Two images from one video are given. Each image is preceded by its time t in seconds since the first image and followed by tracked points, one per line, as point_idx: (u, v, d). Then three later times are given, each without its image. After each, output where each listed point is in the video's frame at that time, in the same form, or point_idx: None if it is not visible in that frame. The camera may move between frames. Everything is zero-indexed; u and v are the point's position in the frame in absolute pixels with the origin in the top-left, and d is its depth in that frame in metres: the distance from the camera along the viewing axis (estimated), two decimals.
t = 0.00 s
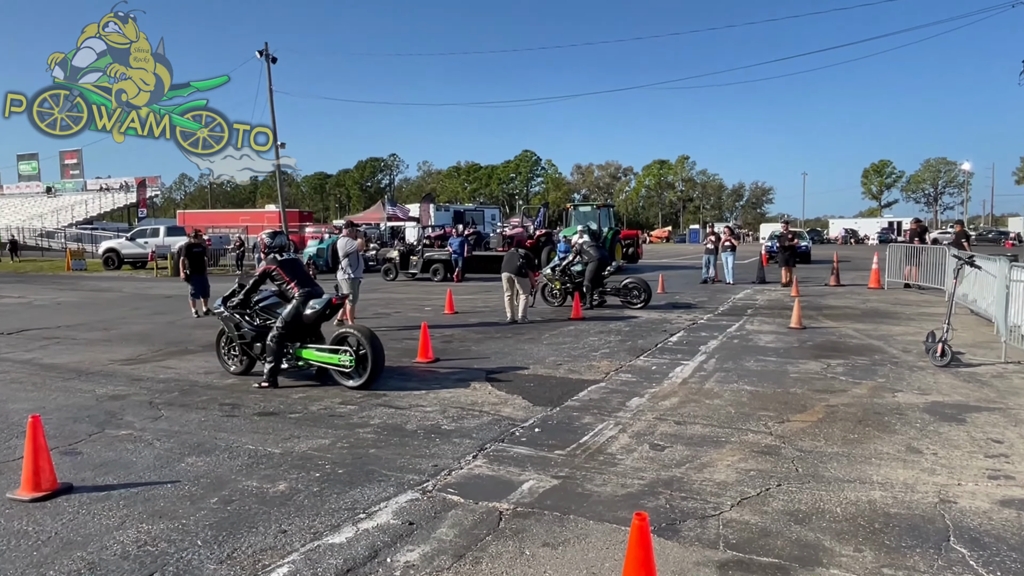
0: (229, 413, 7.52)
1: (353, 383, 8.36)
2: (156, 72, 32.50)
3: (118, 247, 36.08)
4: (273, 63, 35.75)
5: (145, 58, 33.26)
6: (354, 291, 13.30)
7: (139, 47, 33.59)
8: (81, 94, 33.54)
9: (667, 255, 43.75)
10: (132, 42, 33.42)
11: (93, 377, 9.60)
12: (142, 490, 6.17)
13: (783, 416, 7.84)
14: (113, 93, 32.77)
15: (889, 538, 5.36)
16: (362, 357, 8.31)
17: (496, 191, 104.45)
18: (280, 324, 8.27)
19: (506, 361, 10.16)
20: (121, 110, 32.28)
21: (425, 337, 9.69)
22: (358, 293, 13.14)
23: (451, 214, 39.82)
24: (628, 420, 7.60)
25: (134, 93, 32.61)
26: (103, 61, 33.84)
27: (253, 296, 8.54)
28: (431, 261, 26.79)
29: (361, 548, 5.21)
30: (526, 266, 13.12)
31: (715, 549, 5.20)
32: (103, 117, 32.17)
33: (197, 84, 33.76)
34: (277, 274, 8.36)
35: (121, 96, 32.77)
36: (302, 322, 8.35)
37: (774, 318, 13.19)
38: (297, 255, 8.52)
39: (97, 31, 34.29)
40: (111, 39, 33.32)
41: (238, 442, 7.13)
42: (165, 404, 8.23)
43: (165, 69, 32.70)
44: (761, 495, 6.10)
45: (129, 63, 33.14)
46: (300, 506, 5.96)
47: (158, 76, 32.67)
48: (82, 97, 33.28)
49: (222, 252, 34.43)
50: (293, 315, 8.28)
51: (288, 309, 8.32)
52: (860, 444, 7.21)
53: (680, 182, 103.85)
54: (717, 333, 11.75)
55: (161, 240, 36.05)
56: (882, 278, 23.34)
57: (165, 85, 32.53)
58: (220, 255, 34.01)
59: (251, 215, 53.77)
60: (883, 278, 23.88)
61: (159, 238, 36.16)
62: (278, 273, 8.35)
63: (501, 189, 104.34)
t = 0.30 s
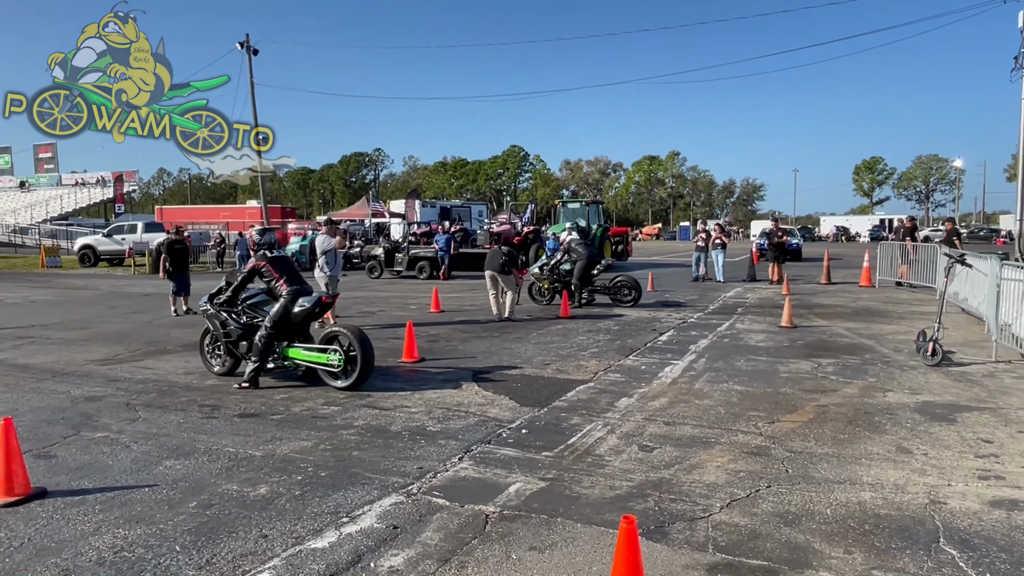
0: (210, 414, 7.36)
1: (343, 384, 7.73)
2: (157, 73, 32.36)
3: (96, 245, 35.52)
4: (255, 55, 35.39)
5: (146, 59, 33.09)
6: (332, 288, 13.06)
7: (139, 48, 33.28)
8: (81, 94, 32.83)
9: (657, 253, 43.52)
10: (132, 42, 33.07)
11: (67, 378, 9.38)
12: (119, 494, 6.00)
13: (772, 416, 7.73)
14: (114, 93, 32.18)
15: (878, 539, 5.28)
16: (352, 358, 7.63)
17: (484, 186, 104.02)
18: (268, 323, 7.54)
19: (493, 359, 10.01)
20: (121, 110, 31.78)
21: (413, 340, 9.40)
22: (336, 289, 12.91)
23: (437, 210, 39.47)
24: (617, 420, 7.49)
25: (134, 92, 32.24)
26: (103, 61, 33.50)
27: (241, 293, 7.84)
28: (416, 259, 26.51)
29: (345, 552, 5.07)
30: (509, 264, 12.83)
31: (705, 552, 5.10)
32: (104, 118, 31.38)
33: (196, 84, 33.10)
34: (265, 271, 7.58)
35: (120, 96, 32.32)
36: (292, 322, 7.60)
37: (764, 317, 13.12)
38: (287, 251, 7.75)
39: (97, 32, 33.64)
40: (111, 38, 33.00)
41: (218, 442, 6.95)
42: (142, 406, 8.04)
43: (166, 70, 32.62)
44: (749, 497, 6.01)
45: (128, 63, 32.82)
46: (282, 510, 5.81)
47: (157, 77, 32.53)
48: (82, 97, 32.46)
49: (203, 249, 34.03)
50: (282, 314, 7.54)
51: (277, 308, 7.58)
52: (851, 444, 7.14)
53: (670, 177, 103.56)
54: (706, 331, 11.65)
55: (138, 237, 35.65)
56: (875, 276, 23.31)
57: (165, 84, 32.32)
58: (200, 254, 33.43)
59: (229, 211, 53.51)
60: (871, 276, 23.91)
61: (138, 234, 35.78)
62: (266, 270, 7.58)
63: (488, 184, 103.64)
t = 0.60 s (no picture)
0: (180, 418, 6.97)
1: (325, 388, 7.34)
2: (157, 73, 31.82)
3: (61, 240, 34.96)
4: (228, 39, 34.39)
5: (146, 59, 32.57)
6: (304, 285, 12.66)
7: (139, 48, 32.68)
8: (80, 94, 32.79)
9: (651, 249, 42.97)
10: (132, 42, 32.60)
11: (29, 381, 8.98)
12: (84, 504, 5.64)
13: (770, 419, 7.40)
14: (113, 93, 31.98)
15: (880, 547, 5.00)
16: (339, 366, 7.00)
17: (470, 180, 102.38)
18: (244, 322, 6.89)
19: (483, 355, 9.65)
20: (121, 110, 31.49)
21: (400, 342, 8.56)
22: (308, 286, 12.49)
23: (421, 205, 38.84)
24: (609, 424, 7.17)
25: (134, 93, 31.87)
26: (103, 61, 33.15)
27: (218, 291, 7.08)
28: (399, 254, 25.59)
29: (322, 564, 4.75)
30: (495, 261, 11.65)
31: (700, 561, 4.80)
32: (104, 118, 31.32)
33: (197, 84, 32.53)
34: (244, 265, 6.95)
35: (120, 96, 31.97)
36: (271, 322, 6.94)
37: (761, 315, 12.85)
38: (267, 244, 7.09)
39: (96, 31, 33.08)
40: (111, 39, 32.64)
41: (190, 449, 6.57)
42: (109, 410, 7.64)
43: (166, 69, 32.11)
44: (748, 503, 5.71)
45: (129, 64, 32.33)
46: (256, 519, 5.46)
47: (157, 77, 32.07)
48: (81, 97, 32.35)
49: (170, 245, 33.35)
50: (260, 313, 6.89)
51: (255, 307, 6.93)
52: (854, 448, 6.85)
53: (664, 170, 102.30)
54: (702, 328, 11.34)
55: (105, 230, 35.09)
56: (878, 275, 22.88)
57: (165, 84, 31.94)
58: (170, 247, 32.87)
59: (200, 203, 52.64)
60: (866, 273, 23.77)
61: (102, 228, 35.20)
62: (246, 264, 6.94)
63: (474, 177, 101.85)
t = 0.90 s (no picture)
0: (109, 440, 5.92)
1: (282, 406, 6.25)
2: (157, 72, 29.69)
3: None
4: None
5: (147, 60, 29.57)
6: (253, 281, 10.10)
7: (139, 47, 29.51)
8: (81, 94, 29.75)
9: (658, 235, 40.73)
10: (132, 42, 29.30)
11: None
12: None
13: (798, 435, 6.27)
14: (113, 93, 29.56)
15: None
16: (302, 381, 5.96)
17: (448, 155, 81.93)
18: (188, 323, 5.88)
19: (470, 351, 8.49)
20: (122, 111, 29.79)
21: (365, 348, 7.35)
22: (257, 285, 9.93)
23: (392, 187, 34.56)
24: (609, 443, 6.11)
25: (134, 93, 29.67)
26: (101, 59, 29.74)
27: (158, 288, 6.12)
28: (366, 246, 21.39)
29: None
30: (478, 257, 9.87)
31: None
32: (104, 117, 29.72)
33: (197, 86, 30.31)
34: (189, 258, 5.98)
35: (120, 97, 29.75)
36: (220, 324, 5.94)
37: (786, 304, 11.62)
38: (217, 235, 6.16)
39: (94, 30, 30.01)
40: (110, 38, 29.00)
41: (122, 474, 5.41)
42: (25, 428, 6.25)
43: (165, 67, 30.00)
44: (772, 534, 4.75)
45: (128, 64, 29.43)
46: (197, 556, 4.41)
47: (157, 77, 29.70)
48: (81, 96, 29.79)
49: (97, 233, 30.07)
50: (207, 312, 5.88)
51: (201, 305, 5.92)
52: (894, 470, 5.77)
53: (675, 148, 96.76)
54: (717, 319, 10.20)
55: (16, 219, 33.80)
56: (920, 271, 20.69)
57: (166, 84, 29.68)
58: (96, 240, 29.43)
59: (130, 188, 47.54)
60: (890, 259, 22.36)
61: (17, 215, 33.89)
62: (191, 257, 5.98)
63: (456, 155, 81.53)
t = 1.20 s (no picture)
0: (36, 447, 5.25)
1: (238, 407, 5.73)
2: (158, 73, 27.78)
3: None
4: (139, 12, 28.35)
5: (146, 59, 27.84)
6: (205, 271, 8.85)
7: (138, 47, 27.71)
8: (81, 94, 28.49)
9: (659, 215, 39.41)
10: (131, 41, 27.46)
11: None
12: None
13: (808, 439, 5.65)
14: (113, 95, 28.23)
15: None
16: (260, 381, 5.43)
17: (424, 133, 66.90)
18: (135, 321, 5.33)
19: (444, 348, 7.84)
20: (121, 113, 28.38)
21: (328, 341, 6.77)
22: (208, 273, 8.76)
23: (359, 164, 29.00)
24: (598, 446, 5.52)
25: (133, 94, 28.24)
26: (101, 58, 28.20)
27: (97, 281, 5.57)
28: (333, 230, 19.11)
29: None
30: (457, 242, 9.31)
31: None
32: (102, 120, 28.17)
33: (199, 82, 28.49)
34: (135, 249, 5.41)
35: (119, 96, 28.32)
36: (170, 322, 5.39)
37: (797, 293, 10.92)
38: (167, 224, 5.60)
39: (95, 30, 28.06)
40: (110, 38, 27.26)
41: (52, 484, 4.83)
42: None
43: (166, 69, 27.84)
44: (779, 548, 4.21)
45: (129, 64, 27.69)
46: None
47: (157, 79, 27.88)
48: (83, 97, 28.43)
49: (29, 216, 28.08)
50: (156, 309, 5.34)
51: (149, 302, 5.36)
52: (915, 478, 5.15)
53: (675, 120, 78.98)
54: (719, 311, 9.56)
55: None
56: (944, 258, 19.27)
57: (167, 85, 28.03)
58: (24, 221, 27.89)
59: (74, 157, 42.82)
60: (905, 241, 21.53)
61: None
62: (137, 248, 5.41)
63: (432, 130, 66.15)
